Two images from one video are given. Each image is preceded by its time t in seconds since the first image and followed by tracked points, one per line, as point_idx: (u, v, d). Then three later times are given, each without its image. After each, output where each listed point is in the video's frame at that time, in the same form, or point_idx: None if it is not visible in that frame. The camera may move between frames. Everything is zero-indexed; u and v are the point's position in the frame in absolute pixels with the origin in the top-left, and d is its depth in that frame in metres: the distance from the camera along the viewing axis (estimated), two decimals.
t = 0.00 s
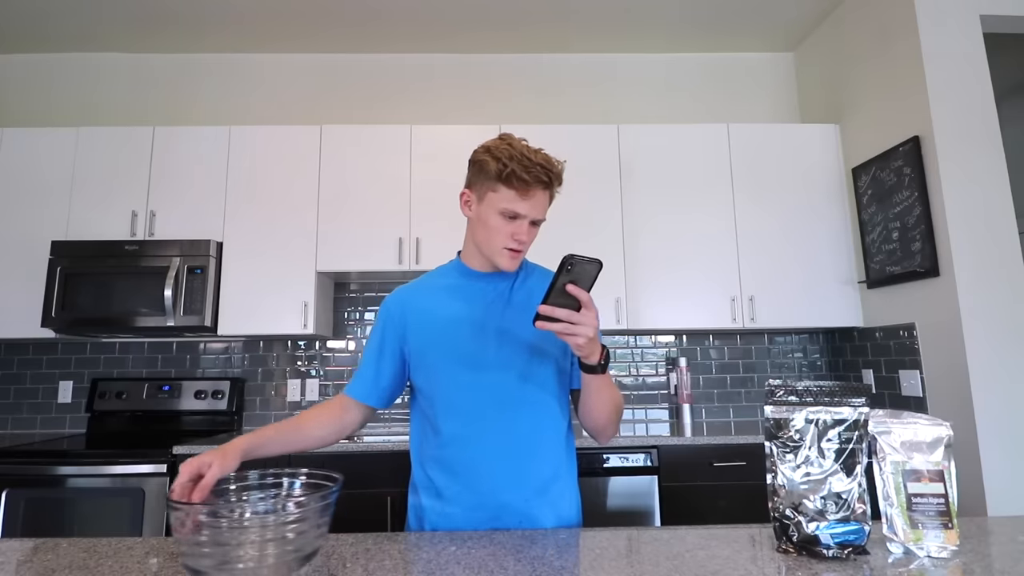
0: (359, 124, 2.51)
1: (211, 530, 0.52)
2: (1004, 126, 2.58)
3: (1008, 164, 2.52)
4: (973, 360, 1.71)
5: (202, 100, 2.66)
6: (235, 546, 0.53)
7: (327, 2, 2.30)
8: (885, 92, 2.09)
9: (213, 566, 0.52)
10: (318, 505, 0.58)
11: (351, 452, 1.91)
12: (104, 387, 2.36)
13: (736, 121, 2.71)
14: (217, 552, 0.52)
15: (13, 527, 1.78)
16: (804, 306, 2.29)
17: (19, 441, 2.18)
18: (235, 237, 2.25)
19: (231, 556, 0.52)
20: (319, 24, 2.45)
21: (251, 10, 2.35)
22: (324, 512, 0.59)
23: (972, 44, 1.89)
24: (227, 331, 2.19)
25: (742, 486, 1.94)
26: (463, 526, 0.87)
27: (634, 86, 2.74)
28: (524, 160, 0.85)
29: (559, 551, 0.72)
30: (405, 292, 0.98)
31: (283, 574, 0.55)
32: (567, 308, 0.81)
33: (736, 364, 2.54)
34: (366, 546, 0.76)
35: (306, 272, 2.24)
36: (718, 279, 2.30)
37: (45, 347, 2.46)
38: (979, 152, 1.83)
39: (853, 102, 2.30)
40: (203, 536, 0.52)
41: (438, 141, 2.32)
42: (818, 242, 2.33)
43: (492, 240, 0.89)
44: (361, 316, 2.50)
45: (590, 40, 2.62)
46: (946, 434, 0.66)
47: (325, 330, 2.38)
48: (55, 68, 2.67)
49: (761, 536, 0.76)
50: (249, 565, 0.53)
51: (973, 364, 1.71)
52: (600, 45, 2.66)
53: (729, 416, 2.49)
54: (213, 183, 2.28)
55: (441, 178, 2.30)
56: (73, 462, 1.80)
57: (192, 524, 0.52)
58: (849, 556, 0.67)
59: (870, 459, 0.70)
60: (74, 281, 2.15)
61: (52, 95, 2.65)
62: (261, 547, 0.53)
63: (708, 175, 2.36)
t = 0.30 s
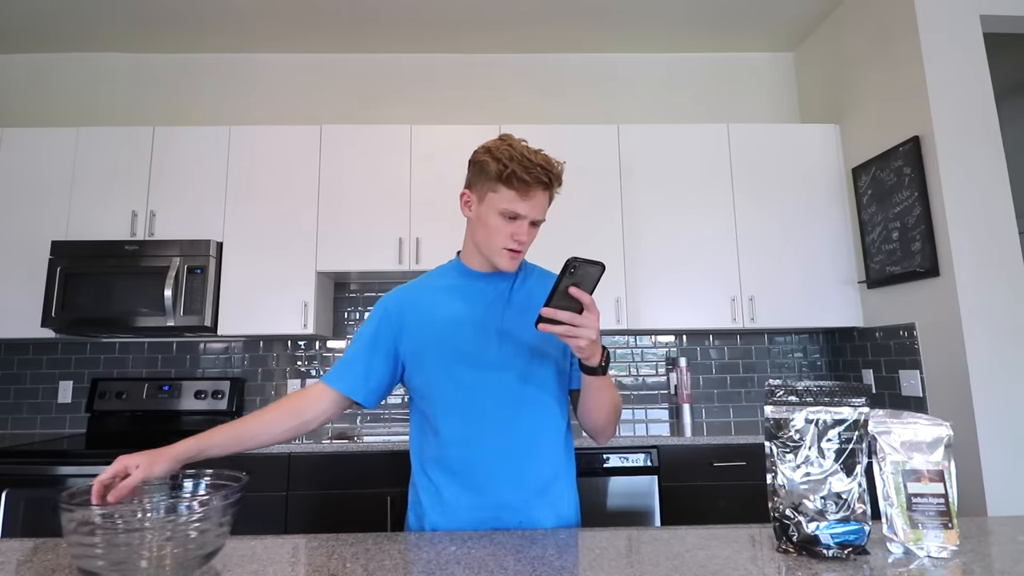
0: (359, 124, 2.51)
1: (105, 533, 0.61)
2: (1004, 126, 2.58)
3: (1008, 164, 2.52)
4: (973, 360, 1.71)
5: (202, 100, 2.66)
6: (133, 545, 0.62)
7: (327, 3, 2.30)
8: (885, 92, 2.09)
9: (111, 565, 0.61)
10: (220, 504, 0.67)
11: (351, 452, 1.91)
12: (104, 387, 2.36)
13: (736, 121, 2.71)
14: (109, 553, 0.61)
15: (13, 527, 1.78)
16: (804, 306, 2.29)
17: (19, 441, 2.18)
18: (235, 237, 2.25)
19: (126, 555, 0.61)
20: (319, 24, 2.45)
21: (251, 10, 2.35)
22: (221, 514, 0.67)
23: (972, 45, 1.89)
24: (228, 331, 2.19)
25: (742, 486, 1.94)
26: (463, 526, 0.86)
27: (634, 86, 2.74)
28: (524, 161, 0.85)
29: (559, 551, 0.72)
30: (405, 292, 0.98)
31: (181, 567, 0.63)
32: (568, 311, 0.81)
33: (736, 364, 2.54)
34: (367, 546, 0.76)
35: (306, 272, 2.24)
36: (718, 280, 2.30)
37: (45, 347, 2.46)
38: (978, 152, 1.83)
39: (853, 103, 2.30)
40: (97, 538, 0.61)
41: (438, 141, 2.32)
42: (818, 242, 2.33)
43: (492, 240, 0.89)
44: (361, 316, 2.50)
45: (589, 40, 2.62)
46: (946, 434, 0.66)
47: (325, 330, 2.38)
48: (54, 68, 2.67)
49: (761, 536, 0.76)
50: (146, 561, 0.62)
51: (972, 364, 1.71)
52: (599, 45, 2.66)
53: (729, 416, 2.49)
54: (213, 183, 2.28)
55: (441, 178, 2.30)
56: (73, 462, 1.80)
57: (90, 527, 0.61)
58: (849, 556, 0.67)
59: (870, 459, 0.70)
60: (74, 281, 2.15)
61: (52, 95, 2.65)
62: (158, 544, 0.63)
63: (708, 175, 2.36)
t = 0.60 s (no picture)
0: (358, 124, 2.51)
1: (76, 535, 0.63)
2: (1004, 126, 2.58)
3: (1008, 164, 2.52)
4: (973, 360, 1.71)
5: (202, 100, 2.66)
6: (104, 545, 0.64)
7: (327, 2, 2.30)
8: (885, 92, 2.09)
9: (83, 565, 0.63)
10: (193, 505, 0.70)
11: (351, 452, 1.91)
12: (104, 387, 2.36)
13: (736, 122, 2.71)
14: (84, 553, 0.63)
15: (13, 527, 1.78)
16: (804, 306, 2.29)
17: (19, 441, 2.18)
18: (236, 237, 2.25)
19: (97, 556, 0.64)
20: (318, 24, 2.45)
21: (252, 10, 2.35)
22: (194, 515, 0.70)
23: (972, 45, 1.89)
24: (228, 331, 2.19)
25: (742, 486, 1.94)
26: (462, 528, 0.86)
27: (634, 86, 2.74)
28: (521, 162, 0.85)
29: (558, 551, 0.72)
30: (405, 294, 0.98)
31: (155, 566, 0.66)
32: (565, 311, 0.81)
33: (736, 364, 2.54)
34: (366, 546, 0.76)
35: (306, 272, 2.24)
36: (718, 280, 2.30)
37: (45, 347, 2.46)
38: (979, 152, 1.83)
39: (853, 103, 2.30)
40: (69, 537, 0.63)
41: (438, 141, 2.32)
42: (818, 242, 2.33)
43: (489, 242, 0.89)
44: (361, 316, 2.50)
45: (590, 40, 2.62)
46: (946, 434, 0.67)
47: (325, 330, 2.38)
48: (55, 68, 2.67)
49: (761, 536, 0.76)
50: (118, 562, 0.64)
51: (972, 364, 1.71)
52: (599, 45, 2.66)
53: (729, 416, 2.49)
54: (212, 183, 2.28)
55: (441, 178, 2.30)
56: (73, 462, 1.80)
57: (62, 529, 0.63)
58: (849, 556, 0.67)
59: (870, 459, 0.70)
60: (74, 281, 2.15)
61: (52, 95, 2.65)
62: (129, 545, 0.65)
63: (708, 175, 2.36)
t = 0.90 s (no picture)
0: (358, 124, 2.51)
1: (76, 535, 0.63)
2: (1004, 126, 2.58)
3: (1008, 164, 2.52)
4: (973, 360, 1.71)
5: (202, 100, 2.66)
6: (104, 545, 0.64)
7: (327, 2, 2.30)
8: (886, 92, 2.09)
9: (82, 566, 0.63)
10: (193, 505, 0.70)
11: (351, 452, 1.91)
12: (104, 387, 2.36)
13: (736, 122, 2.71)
14: (83, 553, 0.63)
15: (13, 527, 1.78)
16: (804, 306, 2.29)
17: (19, 441, 2.18)
18: (236, 238, 2.25)
19: (97, 556, 0.63)
20: (318, 24, 2.45)
21: (252, 10, 2.35)
22: (193, 516, 0.70)
23: (972, 45, 1.89)
24: (228, 331, 2.19)
25: (742, 486, 1.94)
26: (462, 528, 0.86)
27: (633, 86, 2.74)
28: (512, 162, 0.85)
29: (558, 551, 0.72)
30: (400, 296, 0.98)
31: (154, 567, 0.66)
32: (560, 309, 0.81)
33: (736, 364, 2.54)
34: (366, 546, 0.76)
35: (306, 272, 2.24)
36: (719, 280, 2.29)
37: (45, 347, 2.46)
38: (978, 152, 1.83)
39: (853, 102, 2.30)
40: (69, 537, 0.63)
41: (438, 141, 2.32)
42: (818, 242, 2.33)
43: (483, 242, 0.89)
44: (361, 316, 2.50)
45: (590, 40, 2.62)
46: (946, 434, 0.67)
47: (325, 330, 2.38)
48: (54, 68, 2.67)
49: (761, 536, 0.76)
50: (117, 562, 0.64)
51: (972, 364, 1.71)
52: (599, 45, 2.66)
53: (729, 416, 2.49)
54: (212, 183, 2.28)
55: (441, 177, 2.30)
56: (73, 462, 1.80)
57: (63, 529, 0.63)
58: (849, 556, 0.67)
59: (870, 459, 0.70)
60: (74, 281, 2.15)
61: (52, 95, 2.65)
62: (129, 545, 0.65)
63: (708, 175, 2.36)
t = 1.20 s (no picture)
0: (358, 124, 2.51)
1: (76, 534, 0.63)
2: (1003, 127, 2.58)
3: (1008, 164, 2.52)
4: (973, 360, 1.71)
5: (202, 100, 2.66)
6: (104, 545, 0.64)
7: (326, 2, 2.30)
8: (886, 92, 2.09)
9: (81, 565, 0.63)
10: (193, 505, 0.70)
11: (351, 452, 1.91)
12: (104, 387, 2.36)
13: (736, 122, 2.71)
14: (83, 553, 0.63)
15: (13, 526, 1.78)
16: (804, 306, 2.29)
17: (19, 441, 2.19)
18: (235, 237, 2.25)
19: (97, 556, 0.63)
20: (318, 24, 2.45)
21: (252, 10, 2.35)
22: (194, 515, 0.70)
23: (972, 45, 1.89)
24: (228, 331, 2.19)
25: (742, 486, 1.94)
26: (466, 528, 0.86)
27: (633, 86, 2.74)
28: (485, 168, 0.83)
29: (558, 551, 0.72)
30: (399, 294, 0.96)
31: (154, 567, 0.66)
32: (558, 303, 0.81)
33: (736, 364, 2.54)
34: (367, 546, 0.76)
35: (306, 273, 2.24)
36: (718, 280, 2.30)
37: (45, 347, 2.46)
38: (978, 152, 1.83)
39: (853, 102, 2.30)
40: (69, 537, 0.63)
41: (438, 141, 2.32)
42: (818, 242, 2.33)
43: (467, 247, 0.90)
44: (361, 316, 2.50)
45: (589, 40, 2.62)
46: (946, 434, 0.67)
47: (325, 330, 2.38)
48: (54, 68, 2.67)
49: (761, 536, 0.76)
50: (117, 562, 0.64)
51: (972, 364, 1.71)
52: (598, 45, 2.66)
53: (729, 416, 2.49)
54: (212, 184, 2.28)
55: (440, 177, 2.30)
56: (73, 462, 1.80)
57: (62, 528, 0.63)
58: (849, 556, 0.67)
59: (870, 459, 0.70)
60: (74, 281, 2.15)
61: (53, 95, 2.65)
62: (129, 545, 0.65)
63: (708, 175, 2.36)
